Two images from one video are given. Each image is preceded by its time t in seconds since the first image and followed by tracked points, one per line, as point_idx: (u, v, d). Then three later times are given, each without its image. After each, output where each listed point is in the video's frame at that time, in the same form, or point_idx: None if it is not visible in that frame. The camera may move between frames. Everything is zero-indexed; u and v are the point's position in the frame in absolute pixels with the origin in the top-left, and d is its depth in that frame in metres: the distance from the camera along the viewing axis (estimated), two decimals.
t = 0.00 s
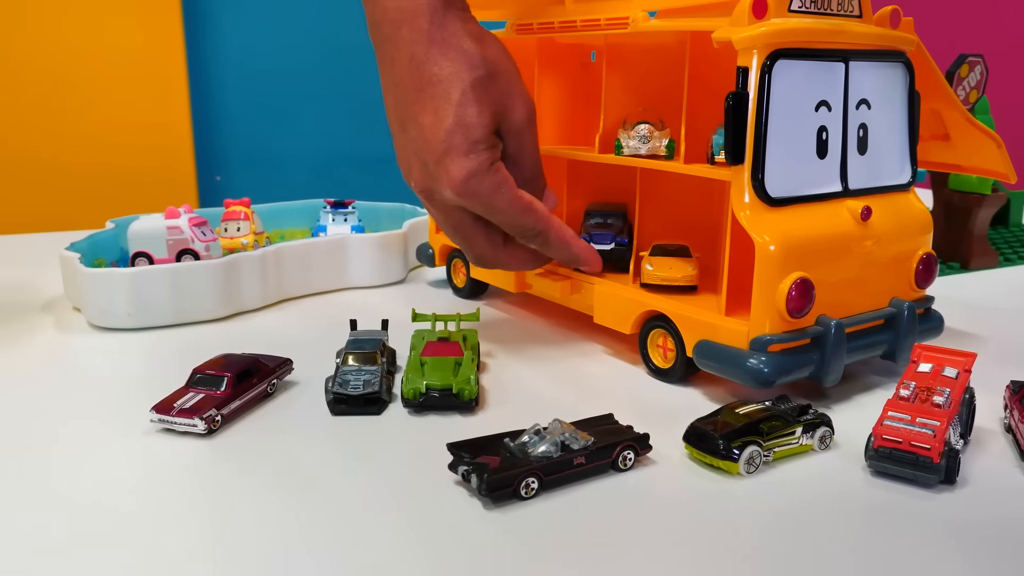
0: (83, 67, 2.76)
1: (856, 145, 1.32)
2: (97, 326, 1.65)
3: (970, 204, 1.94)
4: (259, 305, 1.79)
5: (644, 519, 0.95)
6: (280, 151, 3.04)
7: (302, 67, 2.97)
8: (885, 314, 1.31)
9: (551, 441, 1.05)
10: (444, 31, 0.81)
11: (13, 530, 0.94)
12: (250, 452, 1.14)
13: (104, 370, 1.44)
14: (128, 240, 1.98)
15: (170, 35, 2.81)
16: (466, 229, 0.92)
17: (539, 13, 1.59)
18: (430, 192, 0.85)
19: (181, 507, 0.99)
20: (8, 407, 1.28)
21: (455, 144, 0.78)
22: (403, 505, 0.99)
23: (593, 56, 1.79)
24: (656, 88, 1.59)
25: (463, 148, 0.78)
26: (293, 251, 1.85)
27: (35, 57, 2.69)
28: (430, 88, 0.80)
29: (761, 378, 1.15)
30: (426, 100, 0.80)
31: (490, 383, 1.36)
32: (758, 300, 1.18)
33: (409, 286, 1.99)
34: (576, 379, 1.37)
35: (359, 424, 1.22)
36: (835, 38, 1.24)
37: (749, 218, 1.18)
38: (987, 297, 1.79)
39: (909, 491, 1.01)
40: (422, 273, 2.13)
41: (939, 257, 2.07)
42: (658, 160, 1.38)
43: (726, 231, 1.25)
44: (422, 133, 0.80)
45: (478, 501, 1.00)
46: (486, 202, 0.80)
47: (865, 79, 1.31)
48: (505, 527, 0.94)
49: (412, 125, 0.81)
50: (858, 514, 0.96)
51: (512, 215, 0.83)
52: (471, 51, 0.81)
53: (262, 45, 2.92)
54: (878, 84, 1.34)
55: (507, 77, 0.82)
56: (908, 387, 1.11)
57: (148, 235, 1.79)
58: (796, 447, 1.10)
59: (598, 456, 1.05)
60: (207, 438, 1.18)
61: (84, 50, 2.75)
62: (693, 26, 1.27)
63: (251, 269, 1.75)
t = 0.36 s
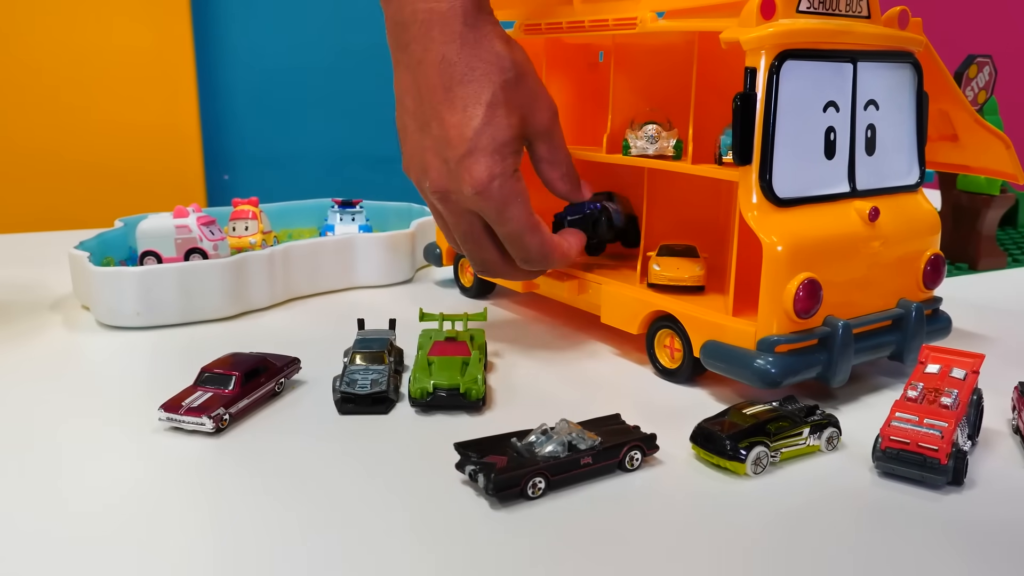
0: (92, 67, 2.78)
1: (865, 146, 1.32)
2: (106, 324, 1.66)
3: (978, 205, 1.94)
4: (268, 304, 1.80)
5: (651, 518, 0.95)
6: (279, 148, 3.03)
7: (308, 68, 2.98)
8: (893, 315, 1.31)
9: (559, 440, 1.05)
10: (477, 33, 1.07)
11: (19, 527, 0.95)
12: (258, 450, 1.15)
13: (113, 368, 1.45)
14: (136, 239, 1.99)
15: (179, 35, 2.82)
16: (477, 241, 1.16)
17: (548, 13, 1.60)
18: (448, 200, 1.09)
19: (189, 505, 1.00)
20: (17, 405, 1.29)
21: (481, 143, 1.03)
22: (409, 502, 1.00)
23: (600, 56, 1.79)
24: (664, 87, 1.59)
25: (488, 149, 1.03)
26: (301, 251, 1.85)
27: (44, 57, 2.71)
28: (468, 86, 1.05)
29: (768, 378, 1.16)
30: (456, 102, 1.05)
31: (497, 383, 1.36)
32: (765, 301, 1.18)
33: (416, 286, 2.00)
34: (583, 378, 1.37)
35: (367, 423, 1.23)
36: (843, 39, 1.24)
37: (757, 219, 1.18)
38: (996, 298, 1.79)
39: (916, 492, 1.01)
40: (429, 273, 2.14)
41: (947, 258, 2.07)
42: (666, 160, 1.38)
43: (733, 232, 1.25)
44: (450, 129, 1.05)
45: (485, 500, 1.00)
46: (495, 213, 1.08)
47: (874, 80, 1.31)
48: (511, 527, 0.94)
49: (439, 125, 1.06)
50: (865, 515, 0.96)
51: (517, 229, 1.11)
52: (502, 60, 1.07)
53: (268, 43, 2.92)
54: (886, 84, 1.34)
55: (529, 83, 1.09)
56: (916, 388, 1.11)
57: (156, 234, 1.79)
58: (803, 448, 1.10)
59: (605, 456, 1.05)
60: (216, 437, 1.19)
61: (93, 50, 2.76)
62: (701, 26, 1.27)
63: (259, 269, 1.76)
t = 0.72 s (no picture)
0: (100, 70, 2.79)
1: (872, 150, 1.32)
2: (114, 327, 1.67)
3: (986, 209, 1.93)
4: (275, 306, 1.80)
5: (658, 523, 0.96)
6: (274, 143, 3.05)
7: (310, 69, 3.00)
8: (901, 320, 1.31)
9: (566, 445, 1.05)
10: None
11: (39, 529, 0.96)
12: (267, 454, 1.15)
13: (123, 370, 1.46)
14: (145, 241, 2.00)
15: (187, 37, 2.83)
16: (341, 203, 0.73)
17: (555, 17, 1.60)
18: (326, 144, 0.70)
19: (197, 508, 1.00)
20: (30, 407, 1.30)
21: (363, 99, 0.68)
22: (417, 507, 1.00)
23: (608, 60, 1.79)
24: (671, 92, 1.59)
25: (369, 108, 0.67)
26: (309, 254, 1.86)
27: (52, 60, 2.72)
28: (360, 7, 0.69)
29: (775, 383, 1.16)
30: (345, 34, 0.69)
31: (504, 387, 1.36)
32: (772, 305, 1.18)
33: (423, 289, 2.01)
34: (590, 382, 1.38)
35: (375, 427, 1.23)
36: (852, 43, 1.24)
37: (765, 224, 1.18)
38: (1004, 303, 1.78)
39: (925, 498, 1.01)
40: (436, 276, 2.14)
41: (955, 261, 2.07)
42: (673, 164, 1.38)
43: (741, 236, 1.25)
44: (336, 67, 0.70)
45: (493, 505, 1.00)
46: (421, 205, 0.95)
47: (882, 84, 1.31)
48: (520, 532, 0.95)
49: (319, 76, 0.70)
50: (873, 521, 0.96)
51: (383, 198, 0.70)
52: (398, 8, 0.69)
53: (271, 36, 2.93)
54: (894, 88, 1.33)
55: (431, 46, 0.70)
56: (924, 393, 1.10)
57: (164, 237, 1.80)
58: (811, 453, 1.10)
59: (613, 461, 1.05)
60: (225, 440, 1.20)
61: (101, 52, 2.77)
62: (708, 31, 1.27)
63: (267, 271, 1.76)
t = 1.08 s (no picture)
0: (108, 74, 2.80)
1: (880, 154, 1.32)
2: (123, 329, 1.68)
3: (994, 212, 1.93)
4: (283, 309, 1.81)
5: (665, 526, 0.96)
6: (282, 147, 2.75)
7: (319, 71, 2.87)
8: (908, 323, 1.30)
9: (573, 448, 1.05)
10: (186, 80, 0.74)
11: (46, 532, 0.96)
12: (274, 456, 1.16)
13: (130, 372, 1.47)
14: (152, 244, 2.01)
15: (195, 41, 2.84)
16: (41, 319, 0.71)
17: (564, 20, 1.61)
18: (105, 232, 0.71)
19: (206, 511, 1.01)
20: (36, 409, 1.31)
21: (76, 153, 0.69)
22: (424, 510, 1.01)
23: (615, 63, 1.80)
24: (678, 95, 1.59)
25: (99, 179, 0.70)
26: (316, 256, 1.87)
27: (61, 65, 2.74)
28: (182, 117, 0.73)
29: (783, 387, 1.15)
30: (103, 109, 0.70)
31: (511, 390, 1.36)
32: (780, 309, 1.18)
33: (430, 292, 2.01)
34: (597, 385, 1.38)
35: (382, 430, 1.24)
36: (860, 46, 1.24)
37: (772, 227, 1.18)
38: (1013, 306, 1.78)
39: (933, 501, 1.01)
40: (443, 278, 2.14)
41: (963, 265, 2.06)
42: (680, 168, 1.38)
43: (749, 239, 1.24)
44: (69, 146, 0.70)
45: (500, 508, 1.00)
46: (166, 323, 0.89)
47: (889, 88, 1.31)
48: (528, 534, 0.95)
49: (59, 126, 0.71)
50: (884, 525, 0.96)
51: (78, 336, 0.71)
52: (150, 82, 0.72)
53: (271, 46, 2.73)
54: (901, 92, 1.33)
55: (194, 119, 0.74)
56: (932, 397, 1.10)
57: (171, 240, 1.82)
58: (819, 456, 1.10)
59: (620, 464, 1.05)
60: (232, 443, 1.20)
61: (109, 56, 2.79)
62: (716, 34, 1.27)
63: (274, 274, 1.77)
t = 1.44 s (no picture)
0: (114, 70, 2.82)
1: (884, 147, 1.32)
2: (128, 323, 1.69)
3: (999, 207, 1.92)
4: (287, 304, 1.82)
5: (667, 517, 0.96)
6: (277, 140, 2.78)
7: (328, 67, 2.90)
8: (912, 317, 1.30)
9: (576, 439, 1.06)
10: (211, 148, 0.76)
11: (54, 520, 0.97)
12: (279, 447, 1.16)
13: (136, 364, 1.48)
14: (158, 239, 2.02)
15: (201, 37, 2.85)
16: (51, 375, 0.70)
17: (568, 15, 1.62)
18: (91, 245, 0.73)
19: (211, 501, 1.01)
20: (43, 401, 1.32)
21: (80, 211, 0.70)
22: (426, 501, 1.01)
23: (619, 58, 1.80)
24: (683, 89, 1.60)
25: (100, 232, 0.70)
26: (321, 251, 1.87)
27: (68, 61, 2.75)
28: (197, 186, 0.75)
29: (786, 380, 1.16)
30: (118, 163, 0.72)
31: (515, 383, 1.37)
32: (783, 302, 1.18)
33: (434, 287, 2.01)
34: (601, 379, 1.38)
35: (386, 422, 1.24)
36: (864, 40, 1.24)
37: (776, 220, 1.18)
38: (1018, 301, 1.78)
39: (935, 494, 1.01)
40: (447, 274, 2.15)
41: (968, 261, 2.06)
42: (684, 162, 1.38)
43: (752, 232, 1.24)
44: (76, 198, 0.70)
45: (503, 499, 1.01)
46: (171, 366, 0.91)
47: (893, 82, 1.31)
48: (532, 524, 0.95)
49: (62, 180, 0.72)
50: (887, 516, 0.96)
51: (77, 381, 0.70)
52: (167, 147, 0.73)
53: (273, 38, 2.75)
54: (905, 86, 1.33)
55: (213, 187, 0.76)
56: (935, 389, 1.10)
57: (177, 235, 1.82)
58: (821, 448, 1.10)
59: (622, 456, 1.05)
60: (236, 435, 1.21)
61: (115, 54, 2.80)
62: (720, 27, 1.28)
63: (279, 268, 1.78)
